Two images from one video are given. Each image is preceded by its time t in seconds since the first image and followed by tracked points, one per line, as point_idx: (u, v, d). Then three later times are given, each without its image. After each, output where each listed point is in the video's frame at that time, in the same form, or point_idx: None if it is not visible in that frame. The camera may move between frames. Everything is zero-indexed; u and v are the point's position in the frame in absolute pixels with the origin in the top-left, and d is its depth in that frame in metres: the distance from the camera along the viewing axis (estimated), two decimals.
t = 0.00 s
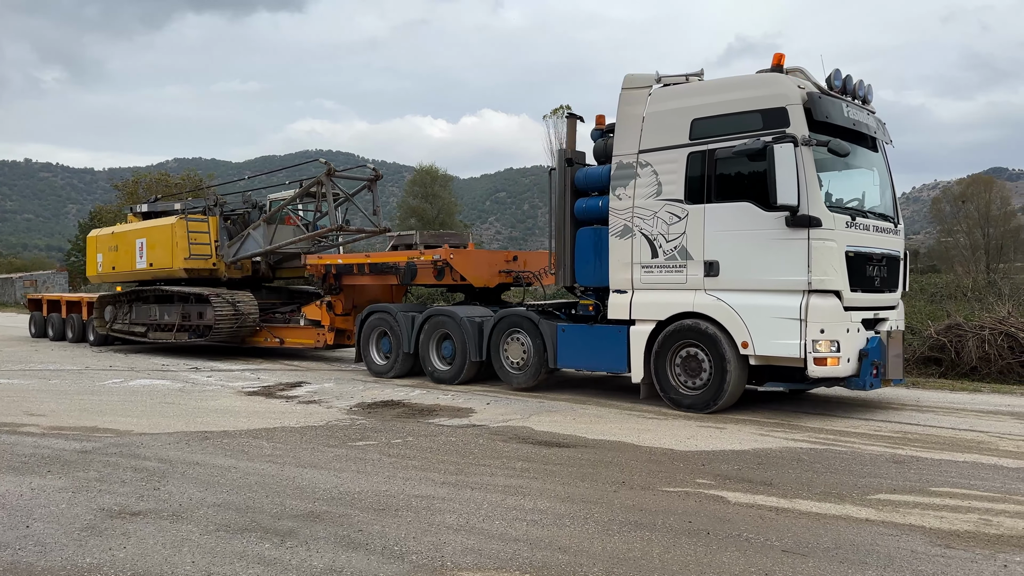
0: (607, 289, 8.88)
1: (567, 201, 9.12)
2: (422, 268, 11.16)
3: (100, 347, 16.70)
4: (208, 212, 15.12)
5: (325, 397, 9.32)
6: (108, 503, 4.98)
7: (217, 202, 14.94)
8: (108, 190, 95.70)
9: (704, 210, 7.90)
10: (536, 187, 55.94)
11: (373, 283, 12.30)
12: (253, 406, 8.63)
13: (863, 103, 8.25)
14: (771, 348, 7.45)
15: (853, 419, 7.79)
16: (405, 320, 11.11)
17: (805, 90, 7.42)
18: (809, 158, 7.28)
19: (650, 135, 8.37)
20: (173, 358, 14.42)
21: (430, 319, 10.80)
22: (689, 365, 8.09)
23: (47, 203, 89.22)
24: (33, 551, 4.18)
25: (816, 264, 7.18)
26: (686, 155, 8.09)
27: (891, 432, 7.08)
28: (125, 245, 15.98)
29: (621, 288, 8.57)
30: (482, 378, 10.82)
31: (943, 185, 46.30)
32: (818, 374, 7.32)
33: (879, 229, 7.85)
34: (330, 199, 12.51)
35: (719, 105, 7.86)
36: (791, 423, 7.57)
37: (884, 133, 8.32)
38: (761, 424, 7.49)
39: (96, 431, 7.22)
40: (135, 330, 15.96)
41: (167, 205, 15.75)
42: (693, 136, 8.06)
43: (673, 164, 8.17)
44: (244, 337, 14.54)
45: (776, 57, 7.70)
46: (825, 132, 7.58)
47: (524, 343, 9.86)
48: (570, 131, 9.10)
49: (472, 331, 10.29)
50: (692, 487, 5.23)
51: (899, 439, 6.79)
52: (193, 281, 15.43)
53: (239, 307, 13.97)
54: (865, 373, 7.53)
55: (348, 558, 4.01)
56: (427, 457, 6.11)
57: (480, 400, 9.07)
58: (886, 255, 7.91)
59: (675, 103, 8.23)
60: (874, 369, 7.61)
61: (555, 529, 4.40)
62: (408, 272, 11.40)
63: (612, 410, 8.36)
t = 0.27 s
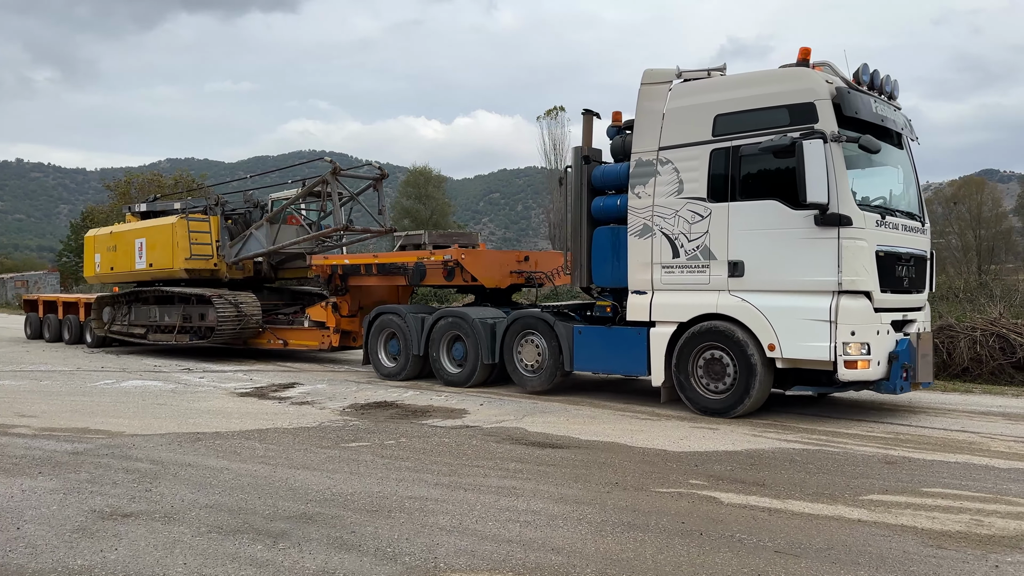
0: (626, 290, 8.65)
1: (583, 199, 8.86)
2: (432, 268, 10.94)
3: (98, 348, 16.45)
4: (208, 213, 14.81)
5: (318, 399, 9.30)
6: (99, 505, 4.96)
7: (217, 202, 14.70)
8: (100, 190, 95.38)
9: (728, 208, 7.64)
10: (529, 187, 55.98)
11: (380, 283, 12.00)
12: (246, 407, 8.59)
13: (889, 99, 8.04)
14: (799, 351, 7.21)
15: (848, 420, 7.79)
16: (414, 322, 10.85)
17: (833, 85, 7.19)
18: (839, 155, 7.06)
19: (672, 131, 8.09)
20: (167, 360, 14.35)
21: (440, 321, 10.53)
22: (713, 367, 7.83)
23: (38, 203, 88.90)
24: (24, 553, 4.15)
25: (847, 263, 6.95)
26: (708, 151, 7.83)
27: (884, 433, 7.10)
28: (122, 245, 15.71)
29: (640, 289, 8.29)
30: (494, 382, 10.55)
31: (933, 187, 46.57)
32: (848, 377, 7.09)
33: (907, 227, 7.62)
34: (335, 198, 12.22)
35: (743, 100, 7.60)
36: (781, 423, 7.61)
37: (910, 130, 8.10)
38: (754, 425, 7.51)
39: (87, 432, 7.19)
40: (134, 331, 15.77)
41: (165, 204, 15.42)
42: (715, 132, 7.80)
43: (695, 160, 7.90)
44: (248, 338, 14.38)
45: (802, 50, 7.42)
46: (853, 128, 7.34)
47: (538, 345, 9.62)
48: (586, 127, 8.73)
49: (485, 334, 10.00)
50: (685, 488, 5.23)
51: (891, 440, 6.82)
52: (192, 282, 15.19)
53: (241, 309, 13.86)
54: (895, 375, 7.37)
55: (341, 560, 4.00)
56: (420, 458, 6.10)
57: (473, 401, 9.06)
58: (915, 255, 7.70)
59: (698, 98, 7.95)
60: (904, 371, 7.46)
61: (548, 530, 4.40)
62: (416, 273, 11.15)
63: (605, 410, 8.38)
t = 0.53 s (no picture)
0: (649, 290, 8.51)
1: (603, 197, 8.75)
2: (443, 268, 10.65)
3: (98, 349, 16.18)
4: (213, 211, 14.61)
5: (313, 399, 9.29)
6: (93, 505, 4.95)
7: (221, 201, 14.55)
8: (93, 190, 95.13)
9: (757, 206, 7.49)
10: (525, 187, 55.98)
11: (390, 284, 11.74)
12: (240, 408, 8.57)
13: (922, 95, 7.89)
14: (832, 353, 7.06)
15: (844, 421, 7.80)
16: (427, 323, 10.66)
17: (867, 79, 7.05)
18: (873, 151, 6.91)
19: (697, 127, 7.95)
20: (162, 360, 14.30)
21: (453, 322, 10.34)
22: (743, 371, 7.64)
23: (32, 203, 88.62)
24: (17, 554, 4.14)
25: (883, 263, 6.79)
26: (736, 147, 7.68)
27: (879, 434, 7.12)
28: (123, 244, 15.44)
29: (663, 290, 8.15)
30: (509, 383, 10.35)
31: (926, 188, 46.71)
32: (884, 381, 6.93)
33: (941, 227, 7.47)
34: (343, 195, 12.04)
35: (773, 95, 7.45)
36: (773, 422, 7.66)
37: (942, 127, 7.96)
38: (749, 425, 7.54)
39: (81, 432, 7.17)
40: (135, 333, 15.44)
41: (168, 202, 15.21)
42: (743, 128, 7.65)
43: (722, 157, 7.76)
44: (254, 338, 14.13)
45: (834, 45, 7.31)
46: (886, 124, 7.19)
47: (556, 347, 9.40)
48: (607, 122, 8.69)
49: (502, 335, 9.77)
50: (679, 488, 5.24)
51: (886, 440, 6.84)
52: (195, 282, 14.95)
53: (246, 309, 13.63)
54: (928, 379, 7.18)
55: (336, 560, 4.00)
56: (415, 459, 6.10)
57: (468, 401, 9.07)
58: (948, 255, 7.54)
59: (725, 93, 7.81)
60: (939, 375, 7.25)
61: (544, 531, 4.40)
62: (427, 273, 10.84)
63: (599, 410, 8.40)
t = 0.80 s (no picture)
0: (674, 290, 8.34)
1: (626, 195, 8.61)
2: (458, 267, 10.47)
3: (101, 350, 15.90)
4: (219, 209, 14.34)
5: (310, 398, 9.29)
6: (89, 505, 4.94)
7: (228, 199, 14.31)
8: (89, 189, 94.95)
9: (791, 202, 7.31)
10: (521, 187, 55.99)
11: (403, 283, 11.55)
12: (236, 407, 8.55)
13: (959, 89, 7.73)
14: (870, 353, 6.89)
15: (842, 420, 7.80)
16: (442, 323, 10.44)
17: (905, 71, 6.86)
18: (914, 145, 6.72)
19: (728, 122, 7.81)
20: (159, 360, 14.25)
21: (470, 323, 10.12)
22: (776, 372, 7.46)
23: (27, 202, 88.38)
24: (13, 554, 4.13)
25: (925, 261, 6.60)
26: (770, 141, 7.51)
27: (876, 433, 7.13)
28: (127, 243, 15.13)
29: (692, 289, 7.99)
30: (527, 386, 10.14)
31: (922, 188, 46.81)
32: (924, 383, 6.75)
33: (979, 224, 7.31)
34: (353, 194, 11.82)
35: (808, 87, 7.27)
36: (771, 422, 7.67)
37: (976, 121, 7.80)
38: (745, 425, 7.55)
39: (76, 432, 7.16)
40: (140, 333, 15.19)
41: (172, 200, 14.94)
42: (776, 121, 7.48)
43: (754, 152, 7.59)
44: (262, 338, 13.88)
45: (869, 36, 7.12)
46: (925, 117, 7.02)
47: (578, 348, 9.15)
48: (631, 119, 8.58)
49: (520, 335, 9.55)
50: (676, 487, 5.25)
51: (881, 439, 6.86)
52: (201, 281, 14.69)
53: (255, 309, 13.40)
54: (969, 381, 7.04)
55: (332, 560, 3.99)
56: (412, 458, 6.10)
57: (465, 401, 9.08)
58: (986, 253, 7.38)
59: (757, 86, 7.65)
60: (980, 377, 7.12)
61: (540, 530, 4.40)
62: (442, 272, 10.66)
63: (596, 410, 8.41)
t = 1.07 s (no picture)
0: (704, 289, 8.13)
1: (654, 192, 8.40)
2: (475, 266, 10.27)
3: (106, 350, 15.59)
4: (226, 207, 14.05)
5: (307, 398, 9.28)
6: (87, 505, 4.93)
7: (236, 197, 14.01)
8: (87, 189, 94.82)
9: (830, 197, 7.12)
10: (519, 186, 55.96)
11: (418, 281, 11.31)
12: (234, 407, 8.53)
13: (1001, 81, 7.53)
14: (914, 354, 6.69)
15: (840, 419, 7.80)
16: (461, 323, 10.27)
17: (949, 62, 6.67)
18: (959, 138, 6.52)
19: (760, 115, 7.60)
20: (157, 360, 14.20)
21: (490, 322, 9.94)
22: (812, 375, 7.27)
23: (24, 201, 88.24)
24: (10, 553, 4.13)
25: (972, 258, 6.40)
26: (806, 135, 7.31)
27: (875, 432, 7.13)
28: (133, 241, 14.88)
29: (723, 288, 7.79)
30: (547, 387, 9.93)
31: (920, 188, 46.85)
32: (972, 385, 6.53)
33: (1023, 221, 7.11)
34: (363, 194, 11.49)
35: (847, 79, 7.07)
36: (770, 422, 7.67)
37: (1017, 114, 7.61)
38: (742, 424, 7.54)
39: (74, 432, 7.15)
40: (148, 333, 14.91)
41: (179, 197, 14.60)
42: (814, 114, 7.27)
43: (790, 146, 7.39)
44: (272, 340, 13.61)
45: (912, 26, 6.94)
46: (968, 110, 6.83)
47: (603, 349, 8.92)
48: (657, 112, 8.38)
49: (542, 335, 9.36)
50: (674, 486, 5.25)
51: (879, 438, 6.86)
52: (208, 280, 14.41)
53: (264, 308, 13.07)
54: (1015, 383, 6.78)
55: (330, 559, 4.00)
56: (410, 458, 6.10)
57: (462, 399, 9.09)
58: None
59: (791, 78, 7.47)
60: None
61: (538, 529, 4.40)
62: (459, 271, 10.45)
63: (594, 409, 8.40)
